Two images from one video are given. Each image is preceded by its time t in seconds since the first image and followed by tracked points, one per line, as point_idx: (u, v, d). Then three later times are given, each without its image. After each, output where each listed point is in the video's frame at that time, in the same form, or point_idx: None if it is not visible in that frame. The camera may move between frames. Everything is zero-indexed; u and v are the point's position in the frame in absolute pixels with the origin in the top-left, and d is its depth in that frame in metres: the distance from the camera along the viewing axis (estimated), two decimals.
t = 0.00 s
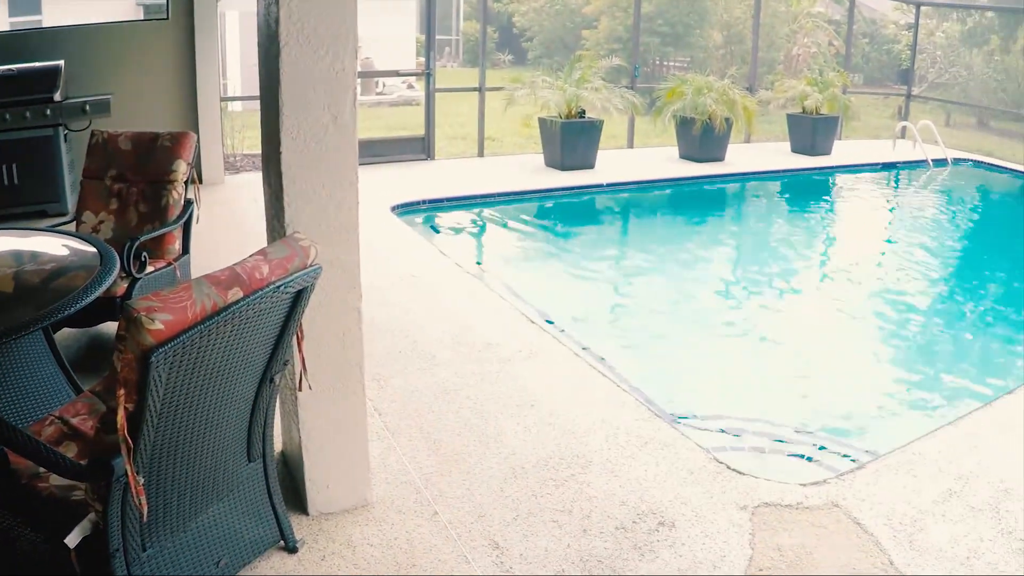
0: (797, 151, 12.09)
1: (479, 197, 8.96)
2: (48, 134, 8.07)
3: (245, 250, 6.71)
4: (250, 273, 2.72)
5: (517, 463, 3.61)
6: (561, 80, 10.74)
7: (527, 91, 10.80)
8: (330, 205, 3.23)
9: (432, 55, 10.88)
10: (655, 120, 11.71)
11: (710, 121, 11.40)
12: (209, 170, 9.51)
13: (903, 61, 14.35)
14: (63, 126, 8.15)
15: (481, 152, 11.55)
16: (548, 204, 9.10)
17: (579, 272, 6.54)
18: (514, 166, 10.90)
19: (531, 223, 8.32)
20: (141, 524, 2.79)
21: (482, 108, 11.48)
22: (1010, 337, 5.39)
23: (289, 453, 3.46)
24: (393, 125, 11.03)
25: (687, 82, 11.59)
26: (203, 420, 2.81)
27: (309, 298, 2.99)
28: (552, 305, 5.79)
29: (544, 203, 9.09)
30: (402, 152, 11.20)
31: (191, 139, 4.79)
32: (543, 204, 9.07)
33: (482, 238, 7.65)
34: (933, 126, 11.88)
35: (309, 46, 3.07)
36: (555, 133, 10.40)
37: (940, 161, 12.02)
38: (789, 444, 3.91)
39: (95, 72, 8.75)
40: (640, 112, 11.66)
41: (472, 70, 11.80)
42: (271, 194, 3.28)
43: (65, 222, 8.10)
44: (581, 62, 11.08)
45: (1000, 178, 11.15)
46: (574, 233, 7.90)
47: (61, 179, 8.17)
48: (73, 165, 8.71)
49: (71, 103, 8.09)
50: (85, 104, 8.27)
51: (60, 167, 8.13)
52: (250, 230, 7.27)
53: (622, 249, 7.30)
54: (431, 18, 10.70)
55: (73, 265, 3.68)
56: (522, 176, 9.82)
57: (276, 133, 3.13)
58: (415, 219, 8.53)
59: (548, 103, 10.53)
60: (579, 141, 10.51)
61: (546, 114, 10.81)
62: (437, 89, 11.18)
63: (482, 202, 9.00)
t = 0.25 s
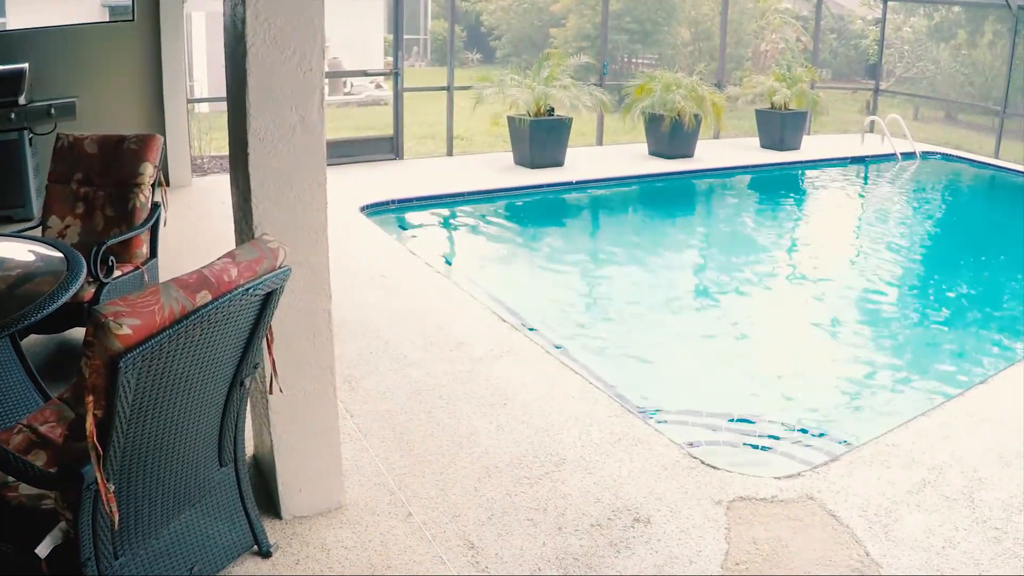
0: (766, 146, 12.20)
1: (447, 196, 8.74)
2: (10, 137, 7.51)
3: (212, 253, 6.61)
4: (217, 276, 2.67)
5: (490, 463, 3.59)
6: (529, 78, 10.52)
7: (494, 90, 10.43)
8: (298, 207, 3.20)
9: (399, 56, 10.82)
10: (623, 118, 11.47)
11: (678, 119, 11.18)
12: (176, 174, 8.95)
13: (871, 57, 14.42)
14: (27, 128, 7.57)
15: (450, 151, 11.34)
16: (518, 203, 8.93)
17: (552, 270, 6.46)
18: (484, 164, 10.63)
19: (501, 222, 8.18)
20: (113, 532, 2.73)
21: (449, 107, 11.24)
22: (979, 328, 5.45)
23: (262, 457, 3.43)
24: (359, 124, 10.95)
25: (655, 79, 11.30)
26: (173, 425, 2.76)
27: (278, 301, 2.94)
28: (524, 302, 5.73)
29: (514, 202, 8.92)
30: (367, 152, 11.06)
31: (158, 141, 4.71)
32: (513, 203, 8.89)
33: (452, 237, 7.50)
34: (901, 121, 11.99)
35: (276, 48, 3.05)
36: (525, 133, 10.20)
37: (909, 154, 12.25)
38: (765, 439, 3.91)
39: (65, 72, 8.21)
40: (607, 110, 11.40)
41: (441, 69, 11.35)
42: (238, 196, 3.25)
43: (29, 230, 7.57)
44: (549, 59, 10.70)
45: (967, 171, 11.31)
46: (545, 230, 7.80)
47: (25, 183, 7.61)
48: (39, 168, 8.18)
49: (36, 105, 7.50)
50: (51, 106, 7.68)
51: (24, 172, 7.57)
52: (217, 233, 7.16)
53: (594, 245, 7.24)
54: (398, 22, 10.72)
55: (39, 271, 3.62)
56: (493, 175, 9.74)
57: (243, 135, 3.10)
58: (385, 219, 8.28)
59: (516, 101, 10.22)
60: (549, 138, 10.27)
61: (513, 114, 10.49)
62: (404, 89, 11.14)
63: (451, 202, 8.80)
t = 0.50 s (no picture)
0: (735, 142, 12.13)
1: (418, 196, 8.62)
2: None
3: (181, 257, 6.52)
4: (188, 280, 2.63)
5: (465, 463, 3.59)
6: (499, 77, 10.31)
7: (463, 90, 10.31)
8: (267, 209, 3.18)
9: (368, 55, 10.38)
10: (594, 116, 11.38)
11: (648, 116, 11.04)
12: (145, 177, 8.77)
13: (840, 51, 14.40)
14: None
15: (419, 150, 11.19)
16: (488, 202, 8.84)
17: (524, 268, 6.40)
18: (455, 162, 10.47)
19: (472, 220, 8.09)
20: (86, 540, 2.68)
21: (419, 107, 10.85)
22: (948, 320, 5.51)
23: (235, 461, 3.41)
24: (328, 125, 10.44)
25: (625, 76, 11.18)
26: (144, 430, 2.71)
27: (249, 304, 2.90)
28: (497, 301, 5.68)
29: (485, 201, 8.83)
30: (338, 153, 10.58)
31: (126, 144, 4.66)
32: (484, 202, 8.79)
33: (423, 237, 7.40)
34: (870, 114, 12.11)
35: (243, 49, 3.02)
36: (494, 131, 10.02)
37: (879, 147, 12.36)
38: (739, 435, 3.91)
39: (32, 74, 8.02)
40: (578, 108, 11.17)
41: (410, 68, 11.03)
42: (206, 199, 3.22)
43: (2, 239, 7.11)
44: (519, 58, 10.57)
45: (935, 164, 11.43)
46: (517, 229, 7.74)
47: None
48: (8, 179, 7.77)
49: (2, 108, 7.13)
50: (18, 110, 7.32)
51: None
52: (186, 236, 7.07)
53: (566, 242, 7.20)
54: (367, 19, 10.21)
55: (6, 277, 3.57)
56: (465, 173, 9.68)
57: (211, 137, 3.07)
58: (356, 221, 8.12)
59: (484, 100, 10.06)
60: (519, 137, 10.13)
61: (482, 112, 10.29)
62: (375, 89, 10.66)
63: (422, 202, 8.69)
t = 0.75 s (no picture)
0: (705, 138, 12.23)
1: (389, 197, 8.49)
2: None
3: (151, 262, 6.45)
4: (158, 284, 2.59)
5: (440, 463, 3.59)
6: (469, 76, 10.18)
7: (431, 89, 10.11)
8: (238, 211, 3.16)
9: (338, 56, 10.32)
10: (564, 116, 11.33)
11: (619, 113, 11.05)
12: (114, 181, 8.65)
13: (807, 49, 14.31)
14: None
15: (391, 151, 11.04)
16: (460, 202, 8.76)
17: (497, 266, 6.35)
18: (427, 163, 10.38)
19: (443, 219, 8.02)
20: (60, 548, 2.64)
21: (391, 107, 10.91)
22: (917, 313, 5.57)
23: (209, 466, 3.38)
24: (297, 125, 10.38)
25: (595, 75, 11.16)
26: (117, 436, 2.68)
27: (221, 307, 2.86)
28: (470, 300, 5.64)
29: (455, 200, 8.75)
30: (306, 153, 10.48)
31: (95, 148, 4.63)
32: (456, 202, 8.72)
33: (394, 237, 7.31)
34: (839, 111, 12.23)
35: (212, 50, 3.00)
36: (464, 131, 10.01)
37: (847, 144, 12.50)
38: (712, 432, 3.91)
39: None
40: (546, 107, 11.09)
41: (380, 70, 10.87)
42: (177, 202, 3.20)
43: None
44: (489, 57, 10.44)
45: (904, 159, 11.55)
46: (487, 227, 7.68)
47: None
48: None
49: None
50: None
51: None
52: (156, 240, 6.99)
53: (538, 239, 7.16)
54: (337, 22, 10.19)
55: None
56: (438, 172, 9.62)
57: (181, 140, 3.05)
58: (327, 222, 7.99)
59: (453, 100, 9.96)
60: (488, 136, 10.08)
61: (452, 112, 10.16)
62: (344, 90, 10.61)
63: (393, 203, 8.57)
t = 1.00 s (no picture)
0: (676, 137, 12.15)
1: (359, 198, 8.31)
2: None
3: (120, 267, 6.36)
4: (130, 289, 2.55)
5: (415, 465, 3.58)
6: (439, 77, 9.92)
7: (402, 89, 9.81)
8: (209, 215, 3.14)
9: (309, 58, 10.01)
10: (534, 115, 11.13)
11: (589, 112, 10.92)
12: (85, 185, 8.51)
13: (775, 46, 14.01)
14: None
15: (361, 152, 10.76)
16: (431, 203, 8.58)
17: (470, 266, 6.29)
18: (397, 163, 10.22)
19: (415, 220, 7.90)
20: (35, 556, 2.62)
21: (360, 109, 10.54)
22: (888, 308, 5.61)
23: (183, 471, 3.35)
24: (268, 128, 10.00)
25: (563, 74, 11.01)
26: (89, 443, 2.64)
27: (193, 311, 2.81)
28: (443, 300, 5.57)
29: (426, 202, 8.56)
30: (275, 156, 10.11)
31: (65, 153, 4.61)
32: (428, 203, 8.55)
33: (365, 238, 7.20)
34: (808, 106, 12.31)
35: (183, 54, 2.97)
36: (434, 131, 9.78)
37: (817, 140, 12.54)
38: (685, 431, 3.90)
39: None
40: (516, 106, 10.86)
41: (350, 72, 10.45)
42: (146, 206, 3.17)
43: None
44: (459, 57, 10.27)
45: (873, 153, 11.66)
46: (459, 228, 7.56)
47: None
48: None
49: None
50: None
51: None
52: (125, 245, 6.90)
53: (511, 238, 7.10)
54: (307, 24, 9.96)
55: None
56: (409, 172, 9.52)
57: (150, 144, 3.02)
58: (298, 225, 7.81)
59: (425, 100, 9.68)
60: (459, 137, 9.91)
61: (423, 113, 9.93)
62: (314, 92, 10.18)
63: (365, 204, 8.38)
